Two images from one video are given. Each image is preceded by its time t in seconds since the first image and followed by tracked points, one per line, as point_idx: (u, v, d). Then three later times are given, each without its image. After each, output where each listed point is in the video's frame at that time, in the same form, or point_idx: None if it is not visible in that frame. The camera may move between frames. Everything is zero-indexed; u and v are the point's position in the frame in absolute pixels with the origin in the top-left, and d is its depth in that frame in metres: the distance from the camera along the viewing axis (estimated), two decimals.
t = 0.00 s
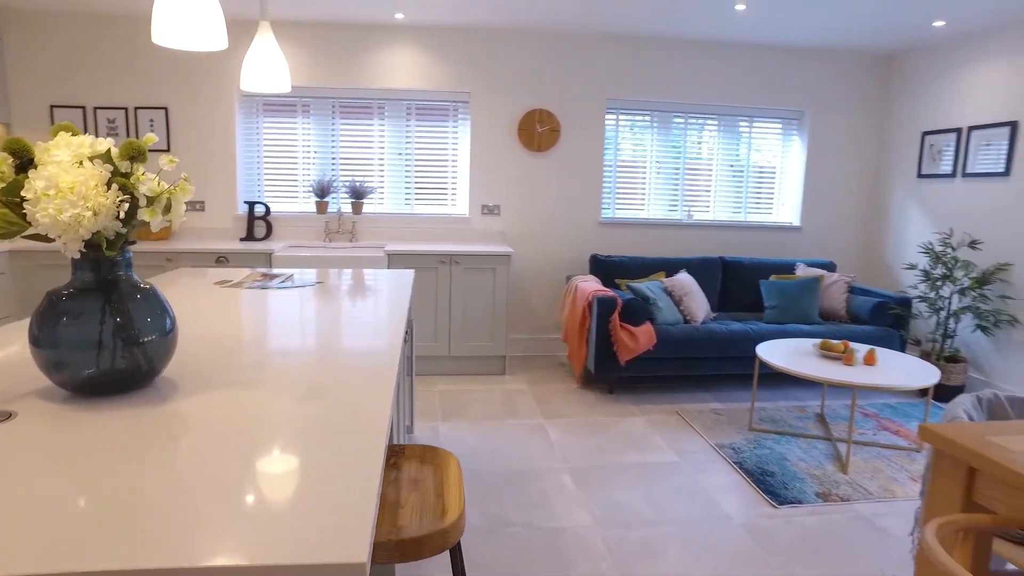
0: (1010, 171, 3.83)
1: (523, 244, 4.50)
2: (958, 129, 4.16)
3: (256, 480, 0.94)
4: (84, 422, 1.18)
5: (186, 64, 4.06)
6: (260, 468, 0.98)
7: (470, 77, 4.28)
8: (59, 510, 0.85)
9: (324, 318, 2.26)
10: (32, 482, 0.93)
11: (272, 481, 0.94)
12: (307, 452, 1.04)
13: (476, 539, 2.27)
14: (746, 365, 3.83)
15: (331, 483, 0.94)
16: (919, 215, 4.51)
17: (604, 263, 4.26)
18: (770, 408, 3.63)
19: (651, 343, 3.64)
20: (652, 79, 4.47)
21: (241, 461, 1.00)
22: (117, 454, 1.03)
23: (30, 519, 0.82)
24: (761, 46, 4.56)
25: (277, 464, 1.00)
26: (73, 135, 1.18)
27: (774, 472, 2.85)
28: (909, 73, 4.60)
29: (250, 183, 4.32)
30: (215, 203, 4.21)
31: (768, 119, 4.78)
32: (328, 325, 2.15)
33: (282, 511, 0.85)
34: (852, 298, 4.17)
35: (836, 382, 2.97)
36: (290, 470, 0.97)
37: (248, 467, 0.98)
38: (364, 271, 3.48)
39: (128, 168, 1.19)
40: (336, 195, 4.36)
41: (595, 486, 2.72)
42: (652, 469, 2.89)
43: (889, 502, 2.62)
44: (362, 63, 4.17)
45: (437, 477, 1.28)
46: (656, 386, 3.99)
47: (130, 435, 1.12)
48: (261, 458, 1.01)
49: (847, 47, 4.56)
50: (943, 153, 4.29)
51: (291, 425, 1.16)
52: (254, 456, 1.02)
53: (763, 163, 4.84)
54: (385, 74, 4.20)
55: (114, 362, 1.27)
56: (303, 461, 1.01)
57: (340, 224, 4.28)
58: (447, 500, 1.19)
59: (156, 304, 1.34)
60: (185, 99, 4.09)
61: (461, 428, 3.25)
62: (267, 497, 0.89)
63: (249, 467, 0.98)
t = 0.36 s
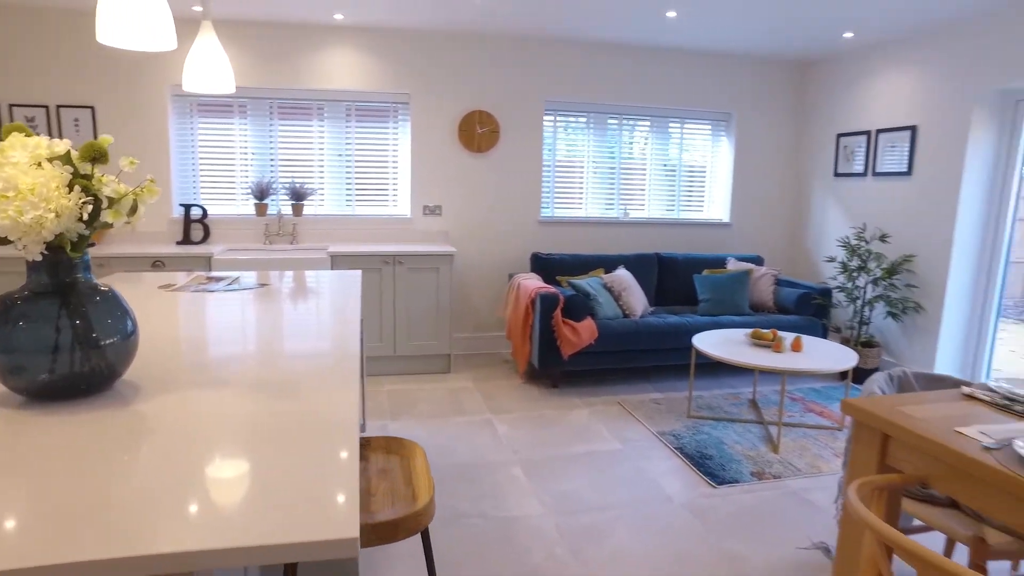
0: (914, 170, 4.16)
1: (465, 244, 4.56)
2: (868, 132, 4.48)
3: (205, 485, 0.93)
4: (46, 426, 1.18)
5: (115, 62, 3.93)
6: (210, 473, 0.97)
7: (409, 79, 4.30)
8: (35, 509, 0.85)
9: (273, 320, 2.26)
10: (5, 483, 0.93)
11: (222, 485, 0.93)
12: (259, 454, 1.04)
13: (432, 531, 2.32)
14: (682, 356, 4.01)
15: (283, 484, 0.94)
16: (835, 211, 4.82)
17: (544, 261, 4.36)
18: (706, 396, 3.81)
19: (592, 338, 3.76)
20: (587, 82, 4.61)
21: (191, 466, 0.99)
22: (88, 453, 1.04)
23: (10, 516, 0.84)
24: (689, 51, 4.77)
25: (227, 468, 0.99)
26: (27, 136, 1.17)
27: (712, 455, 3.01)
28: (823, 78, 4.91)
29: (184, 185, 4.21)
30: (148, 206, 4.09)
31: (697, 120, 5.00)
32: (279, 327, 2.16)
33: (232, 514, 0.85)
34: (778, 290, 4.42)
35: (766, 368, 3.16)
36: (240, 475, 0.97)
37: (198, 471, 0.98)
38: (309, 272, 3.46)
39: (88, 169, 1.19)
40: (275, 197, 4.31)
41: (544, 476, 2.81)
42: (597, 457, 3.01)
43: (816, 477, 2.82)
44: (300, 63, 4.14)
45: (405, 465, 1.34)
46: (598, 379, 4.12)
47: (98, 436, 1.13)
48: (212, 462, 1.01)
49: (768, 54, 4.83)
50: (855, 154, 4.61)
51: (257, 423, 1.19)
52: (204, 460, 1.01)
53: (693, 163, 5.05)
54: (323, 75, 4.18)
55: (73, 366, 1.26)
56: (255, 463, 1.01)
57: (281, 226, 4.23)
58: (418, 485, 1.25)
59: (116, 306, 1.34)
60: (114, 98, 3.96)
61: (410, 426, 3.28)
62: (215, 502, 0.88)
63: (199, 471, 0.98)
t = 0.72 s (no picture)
0: (831, 170, 4.42)
1: (406, 245, 4.57)
2: (789, 134, 4.74)
3: (146, 493, 0.92)
4: None
5: (34, 60, 3.76)
6: (149, 482, 0.95)
7: (347, 80, 4.29)
8: None
9: (215, 325, 2.24)
10: None
11: (165, 493, 0.92)
12: (201, 462, 1.02)
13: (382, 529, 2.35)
14: (621, 351, 4.14)
15: (227, 490, 0.93)
16: (761, 209, 5.07)
17: (485, 260, 4.42)
18: (644, 388, 3.96)
19: (534, 335, 3.84)
20: (524, 85, 4.70)
21: (130, 476, 0.97)
22: (34, 459, 1.03)
23: None
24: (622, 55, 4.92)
25: (168, 477, 0.97)
26: None
27: (651, 444, 3.14)
28: (748, 83, 5.15)
29: (112, 188, 4.07)
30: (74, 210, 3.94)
31: (631, 122, 5.16)
32: (222, 331, 2.14)
33: (175, 520, 0.84)
34: (710, 285, 4.62)
35: (700, 359, 3.31)
36: (181, 482, 0.95)
37: (137, 481, 0.95)
38: (248, 275, 3.42)
39: (29, 172, 1.19)
40: (211, 200, 4.22)
41: (491, 471, 2.87)
42: (541, 450, 3.09)
43: (748, 461, 2.98)
44: (234, 64, 4.07)
45: (359, 460, 1.38)
46: (540, 375, 4.21)
47: (45, 441, 1.12)
48: (151, 472, 0.98)
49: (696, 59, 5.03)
50: (778, 154, 4.86)
51: (207, 427, 1.19)
52: (143, 470, 0.99)
53: (628, 163, 5.22)
54: (259, 75, 4.12)
55: (15, 373, 1.24)
56: (196, 471, 0.99)
57: (217, 230, 4.14)
58: (372, 478, 1.29)
59: (58, 312, 1.33)
60: (34, 97, 3.79)
61: (356, 428, 3.29)
62: (154, 510, 0.87)
63: (138, 481, 0.95)
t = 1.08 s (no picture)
0: (760, 169, 4.63)
1: (348, 246, 4.54)
2: (720, 135, 4.94)
3: (80, 504, 0.88)
4: None
5: None
6: (85, 493, 0.92)
7: (285, 81, 4.23)
8: None
9: (154, 331, 2.19)
10: None
11: (101, 503, 0.89)
12: (140, 472, 0.99)
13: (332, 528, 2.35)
14: (564, 346, 4.24)
15: (166, 499, 0.91)
16: (696, 207, 5.26)
17: (428, 260, 4.44)
18: (588, 382, 4.06)
19: (478, 333, 3.89)
20: (464, 86, 4.74)
21: (63, 490, 0.93)
22: None
23: None
24: (559, 57, 5.01)
25: (105, 488, 0.94)
26: None
27: (595, 436, 3.23)
28: (681, 85, 5.34)
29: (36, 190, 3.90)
30: None
31: (570, 123, 5.27)
32: (162, 337, 2.11)
33: (111, 530, 0.82)
34: (649, 280, 4.76)
35: (640, 352, 3.43)
36: (120, 493, 0.92)
37: (72, 495, 0.92)
38: (187, 279, 3.34)
39: None
40: (144, 202, 4.10)
41: (440, 468, 2.90)
42: (488, 446, 3.14)
43: (687, 448, 3.11)
44: (165, 62, 3.96)
45: (312, 458, 1.40)
46: (486, 373, 4.27)
47: None
48: (88, 484, 0.95)
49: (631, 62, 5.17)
50: (711, 154, 5.05)
51: (147, 436, 1.16)
52: (78, 483, 0.95)
53: (567, 163, 5.32)
54: (192, 74, 4.02)
55: None
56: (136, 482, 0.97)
57: (151, 233, 4.03)
58: (327, 474, 1.32)
59: None
60: None
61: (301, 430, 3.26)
62: (88, 522, 0.84)
63: (73, 494, 0.92)
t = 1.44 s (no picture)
0: (699, 166, 4.80)
1: (294, 245, 4.49)
2: (661, 133, 5.09)
3: (14, 514, 0.80)
4: None
5: None
6: (20, 501, 0.83)
7: (225, 77, 4.15)
8: None
9: (94, 332, 2.13)
10: None
11: (37, 512, 0.80)
12: (81, 477, 0.91)
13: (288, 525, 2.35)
14: (514, 341, 4.31)
15: (113, 505, 0.83)
16: (638, 203, 5.42)
17: (376, 258, 4.44)
18: (537, 376, 4.14)
19: (428, 330, 3.92)
20: (410, 84, 4.75)
21: None
22: None
23: None
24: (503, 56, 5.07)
25: (43, 495, 0.85)
26: None
27: (547, 427, 3.31)
28: (622, 85, 5.48)
29: None
30: None
31: (515, 121, 5.34)
32: (106, 338, 2.06)
33: (57, 530, 0.77)
34: (595, 275, 4.88)
35: (588, 344, 3.53)
36: (62, 498, 0.84)
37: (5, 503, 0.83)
38: (126, 281, 3.25)
39: None
40: (77, 202, 3.96)
41: (395, 463, 2.92)
42: (441, 440, 3.18)
43: (636, 435, 3.23)
44: (98, 57, 3.83)
45: (274, 449, 1.43)
46: (436, 369, 4.30)
47: None
48: (21, 492, 0.86)
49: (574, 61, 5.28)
50: (652, 152, 5.21)
51: (90, 437, 1.07)
52: (11, 491, 0.86)
53: (512, 161, 5.39)
54: (127, 69, 3.91)
55: None
56: (74, 480, 0.90)
57: (86, 235, 3.89)
58: (290, 463, 1.35)
59: None
60: None
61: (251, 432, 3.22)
62: (25, 535, 0.75)
63: (4, 504, 0.83)
